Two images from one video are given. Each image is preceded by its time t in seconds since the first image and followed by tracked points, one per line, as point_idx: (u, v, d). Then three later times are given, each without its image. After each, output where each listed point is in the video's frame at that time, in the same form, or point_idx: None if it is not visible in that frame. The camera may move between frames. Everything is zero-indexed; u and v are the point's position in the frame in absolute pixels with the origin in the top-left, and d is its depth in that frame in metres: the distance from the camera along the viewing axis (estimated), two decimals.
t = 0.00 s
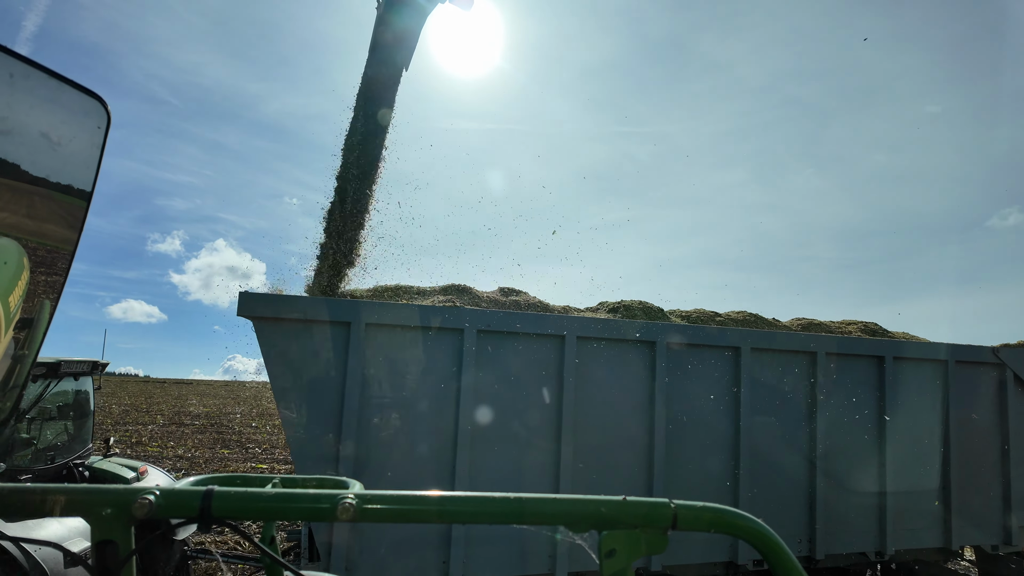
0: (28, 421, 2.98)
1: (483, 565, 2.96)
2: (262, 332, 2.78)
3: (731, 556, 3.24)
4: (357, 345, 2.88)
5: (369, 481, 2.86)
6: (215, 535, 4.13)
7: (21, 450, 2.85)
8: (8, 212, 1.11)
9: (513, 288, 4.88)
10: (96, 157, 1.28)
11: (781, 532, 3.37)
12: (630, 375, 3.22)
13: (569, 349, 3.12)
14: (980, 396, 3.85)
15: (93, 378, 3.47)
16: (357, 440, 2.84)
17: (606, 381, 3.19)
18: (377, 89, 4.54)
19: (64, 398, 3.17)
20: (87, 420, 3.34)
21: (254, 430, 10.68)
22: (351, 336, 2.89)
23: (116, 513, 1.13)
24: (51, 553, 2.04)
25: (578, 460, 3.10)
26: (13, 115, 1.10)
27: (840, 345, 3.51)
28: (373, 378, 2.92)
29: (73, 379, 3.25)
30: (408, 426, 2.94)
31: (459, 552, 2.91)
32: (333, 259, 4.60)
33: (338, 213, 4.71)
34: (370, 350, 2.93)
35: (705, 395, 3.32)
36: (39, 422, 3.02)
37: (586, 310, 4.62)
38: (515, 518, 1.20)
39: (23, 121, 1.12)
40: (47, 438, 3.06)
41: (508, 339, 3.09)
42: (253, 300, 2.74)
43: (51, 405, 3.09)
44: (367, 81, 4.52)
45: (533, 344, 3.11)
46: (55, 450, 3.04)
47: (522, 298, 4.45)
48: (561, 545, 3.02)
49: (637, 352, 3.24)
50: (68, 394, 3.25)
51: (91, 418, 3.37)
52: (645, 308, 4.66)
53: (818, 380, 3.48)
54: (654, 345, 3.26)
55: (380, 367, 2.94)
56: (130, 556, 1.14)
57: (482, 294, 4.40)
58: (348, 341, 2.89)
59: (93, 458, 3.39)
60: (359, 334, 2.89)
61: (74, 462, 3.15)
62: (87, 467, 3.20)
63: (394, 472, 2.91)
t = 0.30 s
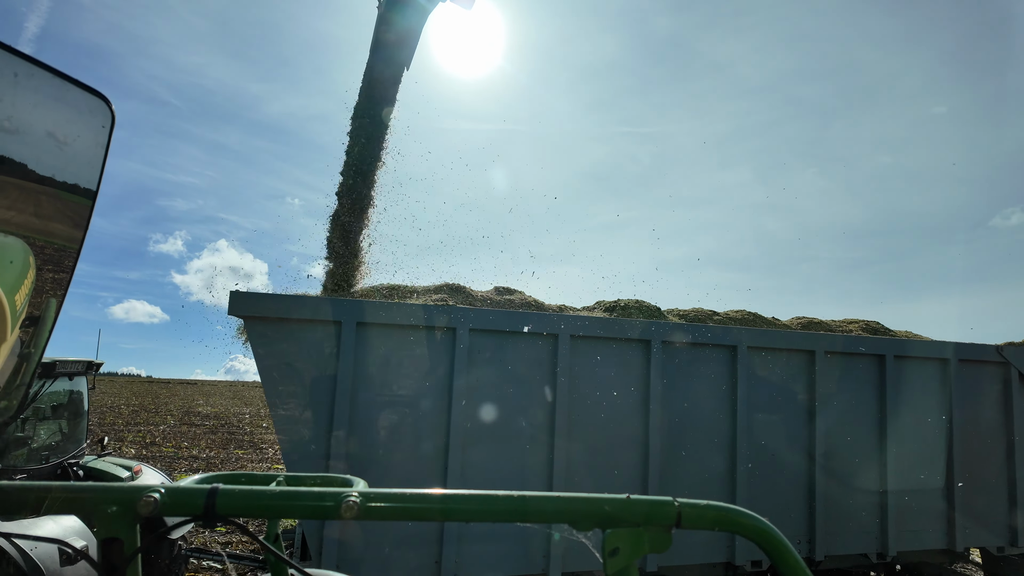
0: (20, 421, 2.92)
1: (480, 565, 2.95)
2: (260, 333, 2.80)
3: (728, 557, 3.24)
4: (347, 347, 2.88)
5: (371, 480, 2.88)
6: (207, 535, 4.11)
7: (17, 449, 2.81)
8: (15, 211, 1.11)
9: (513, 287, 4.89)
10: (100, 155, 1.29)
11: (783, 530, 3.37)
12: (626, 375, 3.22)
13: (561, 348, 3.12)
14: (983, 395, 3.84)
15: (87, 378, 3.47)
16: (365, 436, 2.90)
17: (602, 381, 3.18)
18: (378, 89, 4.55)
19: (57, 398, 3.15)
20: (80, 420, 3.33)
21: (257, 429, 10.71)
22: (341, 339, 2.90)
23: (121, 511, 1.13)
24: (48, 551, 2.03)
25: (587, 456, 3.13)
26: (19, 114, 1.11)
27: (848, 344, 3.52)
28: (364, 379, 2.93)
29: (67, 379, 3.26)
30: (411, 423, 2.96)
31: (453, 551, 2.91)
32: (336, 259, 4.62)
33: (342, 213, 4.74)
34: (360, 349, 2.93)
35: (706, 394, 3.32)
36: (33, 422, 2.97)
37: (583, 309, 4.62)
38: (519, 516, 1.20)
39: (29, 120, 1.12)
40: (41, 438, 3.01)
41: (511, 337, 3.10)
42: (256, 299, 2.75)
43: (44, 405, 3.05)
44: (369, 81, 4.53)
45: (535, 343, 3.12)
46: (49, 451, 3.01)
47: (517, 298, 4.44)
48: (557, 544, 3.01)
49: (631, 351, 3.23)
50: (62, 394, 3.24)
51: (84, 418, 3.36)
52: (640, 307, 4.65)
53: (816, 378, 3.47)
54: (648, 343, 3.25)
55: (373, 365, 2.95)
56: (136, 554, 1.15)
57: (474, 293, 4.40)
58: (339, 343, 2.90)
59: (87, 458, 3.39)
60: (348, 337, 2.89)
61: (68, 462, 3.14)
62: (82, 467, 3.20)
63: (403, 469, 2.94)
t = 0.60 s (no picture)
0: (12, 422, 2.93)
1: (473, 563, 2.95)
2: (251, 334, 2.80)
3: (724, 558, 3.24)
4: (335, 349, 2.90)
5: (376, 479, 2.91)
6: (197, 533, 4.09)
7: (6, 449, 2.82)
8: (24, 210, 1.12)
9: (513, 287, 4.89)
10: (107, 156, 1.29)
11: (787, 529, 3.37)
12: (617, 375, 3.21)
13: (551, 348, 3.11)
14: (988, 394, 3.83)
15: (78, 379, 3.46)
16: (372, 434, 2.93)
17: (592, 386, 3.17)
18: (381, 89, 4.55)
19: (50, 398, 3.16)
20: (71, 419, 3.31)
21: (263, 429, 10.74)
22: (328, 343, 2.91)
23: (127, 510, 1.14)
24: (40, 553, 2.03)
25: (600, 455, 3.14)
26: (27, 115, 1.11)
27: (853, 343, 3.52)
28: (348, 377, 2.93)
29: (59, 378, 3.26)
30: (416, 423, 2.97)
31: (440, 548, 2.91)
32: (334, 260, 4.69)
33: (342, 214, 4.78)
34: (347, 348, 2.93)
35: (709, 394, 3.32)
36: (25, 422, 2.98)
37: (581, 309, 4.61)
38: (523, 516, 1.21)
39: (35, 120, 1.13)
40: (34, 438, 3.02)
41: (515, 337, 3.11)
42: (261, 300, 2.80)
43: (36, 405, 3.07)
44: (371, 81, 4.54)
45: (540, 342, 3.13)
46: (41, 450, 3.01)
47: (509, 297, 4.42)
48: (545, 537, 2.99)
49: (616, 351, 3.21)
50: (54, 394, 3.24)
51: (75, 418, 3.35)
52: (636, 305, 4.66)
53: (816, 377, 3.47)
54: (643, 342, 3.23)
55: (361, 363, 2.95)
56: (143, 552, 1.15)
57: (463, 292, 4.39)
58: (327, 348, 2.91)
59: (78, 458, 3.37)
60: (338, 338, 2.90)
61: (61, 462, 3.13)
62: (73, 467, 3.17)
63: (411, 467, 2.96)
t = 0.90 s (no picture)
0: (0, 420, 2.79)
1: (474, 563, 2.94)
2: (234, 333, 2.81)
3: (719, 562, 3.23)
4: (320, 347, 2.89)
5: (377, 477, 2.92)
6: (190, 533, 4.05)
7: None
8: (26, 211, 1.11)
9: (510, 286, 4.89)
10: (108, 157, 1.30)
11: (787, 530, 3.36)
12: (613, 376, 3.20)
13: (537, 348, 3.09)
14: (991, 394, 3.83)
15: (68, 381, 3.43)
16: (373, 434, 2.93)
17: (588, 386, 3.17)
18: (381, 89, 4.55)
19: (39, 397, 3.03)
20: (61, 420, 3.19)
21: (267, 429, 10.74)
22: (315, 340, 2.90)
23: (128, 508, 1.14)
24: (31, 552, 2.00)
25: (602, 455, 3.15)
26: (28, 115, 1.11)
27: (854, 343, 3.51)
28: (336, 377, 2.92)
29: (48, 379, 3.24)
30: (418, 423, 2.97)
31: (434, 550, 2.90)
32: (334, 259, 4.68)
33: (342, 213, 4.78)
34: (334, 347, 2.93)
35: (708, 394, 3.32)
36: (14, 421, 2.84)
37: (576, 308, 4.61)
38: (524, 515, 1.21)
39: (37, 121, 1.13)
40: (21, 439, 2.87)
41: (518, 337, 3.11)
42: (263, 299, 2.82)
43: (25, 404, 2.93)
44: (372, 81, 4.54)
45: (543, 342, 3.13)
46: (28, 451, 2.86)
47: (501, 297, 4.41)
48: (542, 539, 2.98)
49: (612, 350, 3.21)
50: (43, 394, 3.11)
51: (65, 419, 3.23)
52: (631, 304, 4.66)
53: (816, 378, 3.46)
54: (635, 343, 3.23)
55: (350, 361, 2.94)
56: (144, 551, 1.15)
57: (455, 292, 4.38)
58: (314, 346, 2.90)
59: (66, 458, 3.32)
60: (324, 336, 2.90)
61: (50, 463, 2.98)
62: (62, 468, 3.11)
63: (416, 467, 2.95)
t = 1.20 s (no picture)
0: None
1: (473, 563, 2.93)
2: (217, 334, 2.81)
3: (715, 564, 3.22)
4: (304, 348, 2.88)
5: (377, 476, 2.93)
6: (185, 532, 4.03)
7: None
8: (26, 208, 1.12)
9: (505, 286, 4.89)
10: (109, 154, 1.30)
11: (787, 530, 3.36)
12: (612, 375, 3.20)
13: (532, 346, 3.08)
14: (994, 394, 3.82)
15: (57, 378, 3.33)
16: (373, 433, 2.94)
17: (586, 385, 3.17)
18: (381, 88, 4.55)
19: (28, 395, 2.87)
20: (49, 420, 3.04)
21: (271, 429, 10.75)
22: (299, 340, 2.90)
23: (128, 507, 1.14)
24: (19, 551, 2.00)
25: (602, 455, 3.16)
26: (29, 112, 1.11)
27: (854, 343, 3.51)
28: (323, 377, 2.91)
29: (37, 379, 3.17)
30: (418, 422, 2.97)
31: (429, 551, 2.90)
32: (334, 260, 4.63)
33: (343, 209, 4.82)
34: (320, 347, 2.92)
35: (706, 394, 3.32)
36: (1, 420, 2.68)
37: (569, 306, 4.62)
38: (524, 515, 1.20)
39: (37, 117, 1.13)
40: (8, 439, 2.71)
41: (519, 337, 3.11)
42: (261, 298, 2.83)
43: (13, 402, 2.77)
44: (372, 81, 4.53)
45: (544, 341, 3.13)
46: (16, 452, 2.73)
47: (491, 296, 4.40)
48: (541, 539, 2.99)
49: (610, 349, 3.21)
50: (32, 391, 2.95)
51: (54, 419, 3.09)
52: (624, 303, 4.65)
53: (815, 377, 3.46)
54: (628, 342, 3.22)
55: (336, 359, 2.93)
56: (143, 550, 1.15)
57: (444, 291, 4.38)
58: (296, 347, 2.90)
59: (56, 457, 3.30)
60: (308, 338, 2.89)
61: (35, 464, 2.85)
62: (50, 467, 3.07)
63: (418, 466, 2.95)
